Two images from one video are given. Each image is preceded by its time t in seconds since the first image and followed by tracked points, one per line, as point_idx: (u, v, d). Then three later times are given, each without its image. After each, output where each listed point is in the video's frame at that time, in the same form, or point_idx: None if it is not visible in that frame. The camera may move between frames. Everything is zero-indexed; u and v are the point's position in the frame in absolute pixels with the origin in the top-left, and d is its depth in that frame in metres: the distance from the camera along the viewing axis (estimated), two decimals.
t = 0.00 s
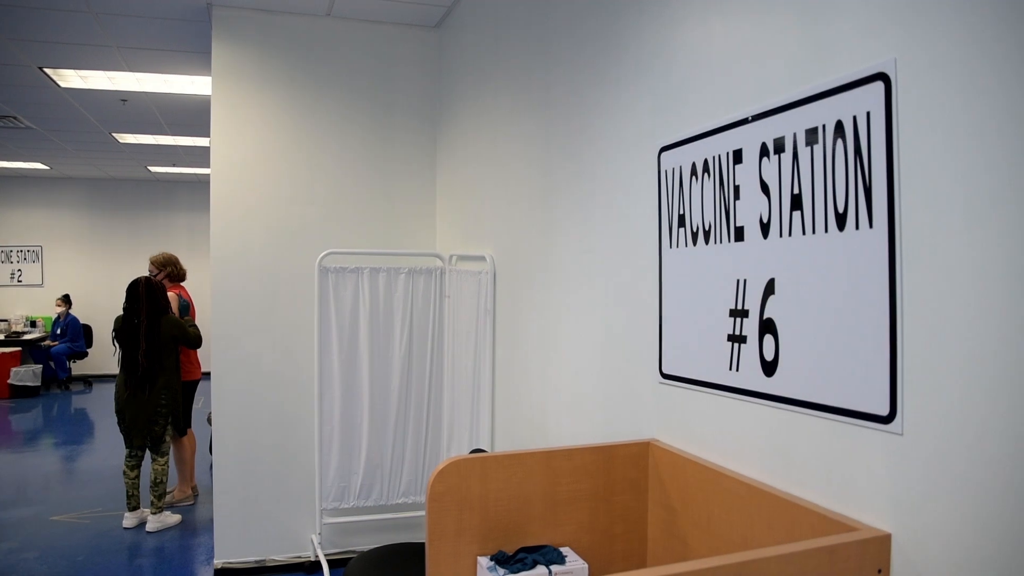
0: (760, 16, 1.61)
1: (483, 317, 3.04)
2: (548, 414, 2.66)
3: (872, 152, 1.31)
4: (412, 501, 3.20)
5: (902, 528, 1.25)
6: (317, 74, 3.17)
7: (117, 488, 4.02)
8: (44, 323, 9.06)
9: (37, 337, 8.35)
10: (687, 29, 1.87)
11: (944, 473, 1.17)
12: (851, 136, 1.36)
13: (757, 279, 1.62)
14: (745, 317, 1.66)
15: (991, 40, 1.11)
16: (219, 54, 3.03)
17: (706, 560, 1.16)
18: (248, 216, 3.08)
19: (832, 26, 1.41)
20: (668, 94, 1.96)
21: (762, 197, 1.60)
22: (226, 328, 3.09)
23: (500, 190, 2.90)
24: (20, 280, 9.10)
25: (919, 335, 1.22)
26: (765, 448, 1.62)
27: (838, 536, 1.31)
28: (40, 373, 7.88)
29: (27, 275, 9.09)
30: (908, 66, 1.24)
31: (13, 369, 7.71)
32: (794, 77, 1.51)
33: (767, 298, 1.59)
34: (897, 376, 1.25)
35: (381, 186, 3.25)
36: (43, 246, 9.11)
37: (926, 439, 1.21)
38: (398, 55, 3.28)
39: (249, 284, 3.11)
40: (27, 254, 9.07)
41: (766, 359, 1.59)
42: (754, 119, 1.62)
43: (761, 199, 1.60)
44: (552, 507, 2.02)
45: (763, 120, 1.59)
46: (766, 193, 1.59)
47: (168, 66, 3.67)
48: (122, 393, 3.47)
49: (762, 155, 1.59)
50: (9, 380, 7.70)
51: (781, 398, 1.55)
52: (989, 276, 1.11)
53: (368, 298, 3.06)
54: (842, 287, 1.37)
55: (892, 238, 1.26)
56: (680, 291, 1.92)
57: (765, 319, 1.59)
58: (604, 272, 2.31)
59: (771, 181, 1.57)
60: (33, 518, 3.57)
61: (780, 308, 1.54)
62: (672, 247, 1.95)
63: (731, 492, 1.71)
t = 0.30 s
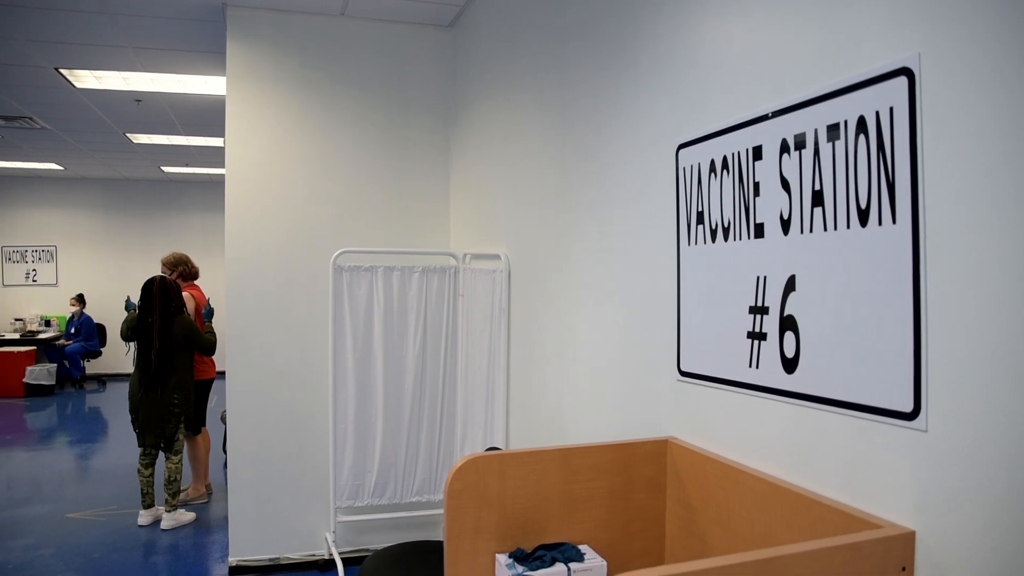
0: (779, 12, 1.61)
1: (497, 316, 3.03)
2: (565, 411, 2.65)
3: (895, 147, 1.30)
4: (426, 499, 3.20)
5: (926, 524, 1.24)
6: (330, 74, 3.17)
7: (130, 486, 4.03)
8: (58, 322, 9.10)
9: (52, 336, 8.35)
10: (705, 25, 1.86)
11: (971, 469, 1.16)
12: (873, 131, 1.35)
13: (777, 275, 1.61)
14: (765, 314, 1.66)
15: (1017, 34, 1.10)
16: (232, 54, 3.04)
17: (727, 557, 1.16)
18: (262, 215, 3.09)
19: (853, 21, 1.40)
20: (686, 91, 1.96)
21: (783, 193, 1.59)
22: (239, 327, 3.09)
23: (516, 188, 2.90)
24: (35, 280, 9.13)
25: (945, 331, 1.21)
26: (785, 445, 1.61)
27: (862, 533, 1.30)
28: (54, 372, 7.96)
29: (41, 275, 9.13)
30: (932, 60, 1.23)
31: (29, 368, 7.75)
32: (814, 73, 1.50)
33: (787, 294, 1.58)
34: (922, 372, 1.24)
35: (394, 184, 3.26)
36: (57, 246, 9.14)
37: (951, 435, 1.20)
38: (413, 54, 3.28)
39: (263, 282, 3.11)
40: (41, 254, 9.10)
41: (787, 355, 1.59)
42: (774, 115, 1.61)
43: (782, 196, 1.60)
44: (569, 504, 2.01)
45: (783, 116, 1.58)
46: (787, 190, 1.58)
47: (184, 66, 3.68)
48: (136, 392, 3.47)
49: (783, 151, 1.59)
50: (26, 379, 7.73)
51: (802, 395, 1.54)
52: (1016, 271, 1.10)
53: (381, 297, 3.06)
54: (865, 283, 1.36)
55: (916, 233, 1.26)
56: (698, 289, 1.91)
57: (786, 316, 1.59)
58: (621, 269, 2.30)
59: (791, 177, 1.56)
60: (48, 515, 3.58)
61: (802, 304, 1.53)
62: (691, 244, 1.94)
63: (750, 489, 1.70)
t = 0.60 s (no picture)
0: (803, 7, 1.60)
1: (516, 315, 3.02)
2: (584, 410, 2.64)
3: (923, 143, 1.29)
4: (443, 498, 3.20)
5: (954, 522, 1.23)
6: (347, 73, 3.17)
7: (149, 483, 4.06)
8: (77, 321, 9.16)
9: (71, 335, 8.40)
10: (728, 23, 1.86)
11: (1000, 468, 1.15)
12: (900, 127, 1.34)
13: (800, 272, 1.60)
14: (788, 312, 1.64)
15: None
16: (250, 55, 3.05)
17: (742, 556, 1.15)
18: (280, 214, 3.10)
19: (879, 17, 1.39)
20: (707, 88, 1.95)
21: (806, 190, 1.58)
22: (257, 326, 3.10)
23: (534, 186, 2.89)
24: (53, 280, 9.19)
25: (974, 328, 1.20)
26: (808, 444, 1.60)
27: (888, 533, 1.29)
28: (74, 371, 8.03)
29: (60, 275, 9.18)
30: (962, 55, 1.22)
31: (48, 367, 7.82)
32: (839, 69, 1.49)
33: (811, 291, 1.57)
34: (950, 370, 1.23)
35: (411, 184, 3.26)
36: (76, 246, 9.20)
37: (980, 432, 1.19)
38: (431, 53, 3.28)
39: (281, 281, 3.12)
40: (60, 253, 9.17)
41: (810, 353, 1.57)
42: (799, 112, 1.60)
43: (805, 192, 1.59)
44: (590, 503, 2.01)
45: (807, 112, 1.57)
46: (811, 186, 1.57)
47: (203, 66, 3.70)
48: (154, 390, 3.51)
49: (807, 148, 1.58)
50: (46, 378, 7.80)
51: (825, 393, 1.53)
52: None
53: (399, 296, 3.06)
54: (892, 279, 1.35)
55: (944, 230, 1.25)
56: (720, 286, 1.90)
57: (809, 313, 1.57)
58: (641, 267, 2.29)
59: (815, 174, 1.56)
60: (68, 512, 3.60)
61: (826, 301, 1.52)
62: (712, 242, 1.93)
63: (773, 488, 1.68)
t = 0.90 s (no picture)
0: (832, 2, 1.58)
1: (537, 313, 3.01)
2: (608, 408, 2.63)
3: (957, 137, 1.27)
4: (465, 497, 3.20)
5: (991, 522, 1.22)
6: (368, 73, 3.18)
7: (171, 481, 4.09)
8: (100, 321, 9.26)
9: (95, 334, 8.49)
10: (755, 18, 1.84)
11: None
12: (933, 121, 1.32)
13: (830, 269, 1.58)
14: (817, 309, 1.63)
15: None
16: (272, 55, 3.07)
17: (769, 556, 1.14)
18: (302, 213, 3.11)
19: (911, 10, 1.37)
20: (733, 84, 1.93)
21: (836, 186, 1.57)
22: (278, 325, 3.12)
23: (556, 184, 2.89)
24: (77, 279, 9.30)
25: (1010, 325, 1.18)
26: (838, 442, 1.58)
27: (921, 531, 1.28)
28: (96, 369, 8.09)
29: (84, 274, 9.30)
30: (998, 47, 1.20)
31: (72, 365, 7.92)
32: (870, 63, 1.47)
33: (841, 288, 1.55)
34: (985, 366, 1.22)
35: (433, 183, 3.26)
36: (99, 246, 9.30)
37: (1017, 430, 1.17)
38: (452, 52, 3.28)
39: (302, 280, 3.13)
40: (84, 253, 9.27)
41: (840, 351, 1.56)
42: (828, 106, 1.59)
43: (835, 188, 1.57)
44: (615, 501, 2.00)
45: (836, 107, 1.56)
46: (841, 182, 1.55)
47: (225, 66, 3.72)
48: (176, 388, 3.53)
49: (836, 143, 1.57)
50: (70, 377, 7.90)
51: (856, 390, 1.51)
52: None
53: (421, 295, 3.06)
54: (925, 275, 1.33)
55: (979, 224, 1.23)
56: (747, 284, 1.88)
57: (839, 310, 1.56)
58: (664, 265, 2.28)
59: (845, 169, 1.54)
60: (93, 508, 3.64)
61: (857, 297, 1.50)
62: (739, 239, 1.92)
63: (801, 486, 1.66)
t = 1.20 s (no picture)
0: None
1: (561, 312, 2.99)
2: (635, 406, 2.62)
3: (995, 131, 1.24)
4: (488, 496, 3.19)
5: None
6: (390, 73, 3.18)
7: (193, 478, 4.12)
8: (126, 320, 9.34)
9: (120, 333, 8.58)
10: (784, 13, 1.82)
11: None
12: (970, 115, 1.30)
13: (863, 266, 1.56)
14: (849, 306, 1.60)
15: None
16: (296, 57, 3.08)
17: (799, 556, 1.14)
18: (325, 212, 3.12)
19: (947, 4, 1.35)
20: (761, 79, 1.91)
21: (869, 182, 1.54)
22: (301, 324, 3.13)
23: (579, 183, 2.87)
24: (103, 279, 9.40)
25: None
26: (870, 442, 1.55)
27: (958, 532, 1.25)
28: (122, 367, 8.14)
29: (110, 274, 9.39)
30: None
31: (98, 364, 8.00)
32: (903, 58, 1.45)
33: (874, 285, 1.53)
34: None
35: (456, 181, 3.27)
36: (124, 246, 9.40)
37: None
38: (474, 50, 3.28)
39: (325, 279, 3.14)
40: (109, 253, 9.37)
41: (873, 349, 1.53)
42: (860, 102, 1.56)
43: (868, 184, 1.55)
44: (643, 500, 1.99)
45: (869, 102, 1.53)
46: (874, 178, 1.53)
47: (249, 67, 3.74)
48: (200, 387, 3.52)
49: (869, 139, 1.54)
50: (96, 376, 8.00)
51: (889, 389, 1.49)
52: None
53: (444, 293, 3.06)
54: (959, 273, 1.31)
55: (1016, 221, 1.20)
56: (776, 281, 1.86)
57: (872, 308, 1.53)
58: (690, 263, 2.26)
59: (879, 165, 1.52)
60: (119, 504, 3.68)
61: (890, 295, 1.48)
62: (768, 236, 1.89)
63: (832, 485, 1.64)
